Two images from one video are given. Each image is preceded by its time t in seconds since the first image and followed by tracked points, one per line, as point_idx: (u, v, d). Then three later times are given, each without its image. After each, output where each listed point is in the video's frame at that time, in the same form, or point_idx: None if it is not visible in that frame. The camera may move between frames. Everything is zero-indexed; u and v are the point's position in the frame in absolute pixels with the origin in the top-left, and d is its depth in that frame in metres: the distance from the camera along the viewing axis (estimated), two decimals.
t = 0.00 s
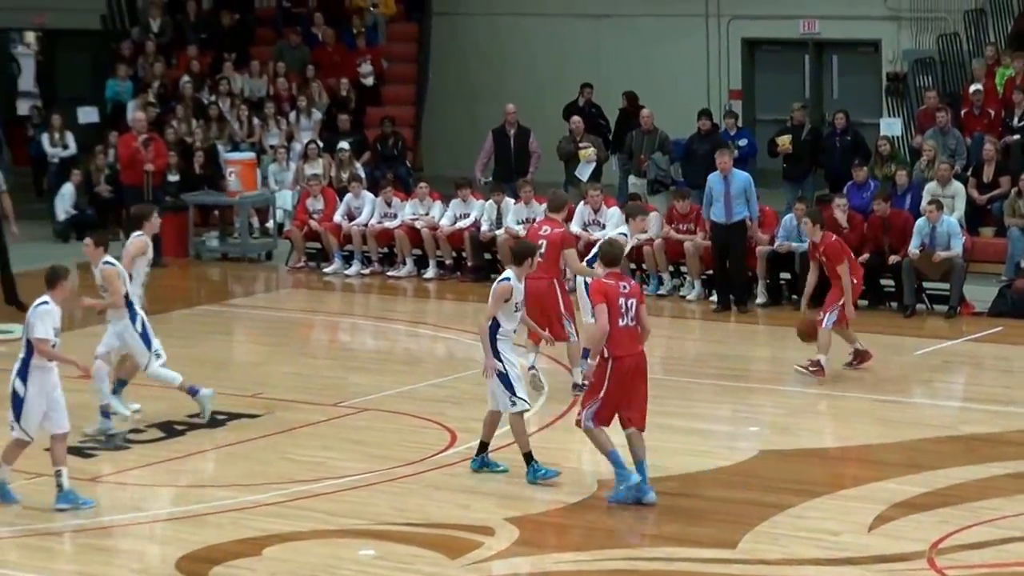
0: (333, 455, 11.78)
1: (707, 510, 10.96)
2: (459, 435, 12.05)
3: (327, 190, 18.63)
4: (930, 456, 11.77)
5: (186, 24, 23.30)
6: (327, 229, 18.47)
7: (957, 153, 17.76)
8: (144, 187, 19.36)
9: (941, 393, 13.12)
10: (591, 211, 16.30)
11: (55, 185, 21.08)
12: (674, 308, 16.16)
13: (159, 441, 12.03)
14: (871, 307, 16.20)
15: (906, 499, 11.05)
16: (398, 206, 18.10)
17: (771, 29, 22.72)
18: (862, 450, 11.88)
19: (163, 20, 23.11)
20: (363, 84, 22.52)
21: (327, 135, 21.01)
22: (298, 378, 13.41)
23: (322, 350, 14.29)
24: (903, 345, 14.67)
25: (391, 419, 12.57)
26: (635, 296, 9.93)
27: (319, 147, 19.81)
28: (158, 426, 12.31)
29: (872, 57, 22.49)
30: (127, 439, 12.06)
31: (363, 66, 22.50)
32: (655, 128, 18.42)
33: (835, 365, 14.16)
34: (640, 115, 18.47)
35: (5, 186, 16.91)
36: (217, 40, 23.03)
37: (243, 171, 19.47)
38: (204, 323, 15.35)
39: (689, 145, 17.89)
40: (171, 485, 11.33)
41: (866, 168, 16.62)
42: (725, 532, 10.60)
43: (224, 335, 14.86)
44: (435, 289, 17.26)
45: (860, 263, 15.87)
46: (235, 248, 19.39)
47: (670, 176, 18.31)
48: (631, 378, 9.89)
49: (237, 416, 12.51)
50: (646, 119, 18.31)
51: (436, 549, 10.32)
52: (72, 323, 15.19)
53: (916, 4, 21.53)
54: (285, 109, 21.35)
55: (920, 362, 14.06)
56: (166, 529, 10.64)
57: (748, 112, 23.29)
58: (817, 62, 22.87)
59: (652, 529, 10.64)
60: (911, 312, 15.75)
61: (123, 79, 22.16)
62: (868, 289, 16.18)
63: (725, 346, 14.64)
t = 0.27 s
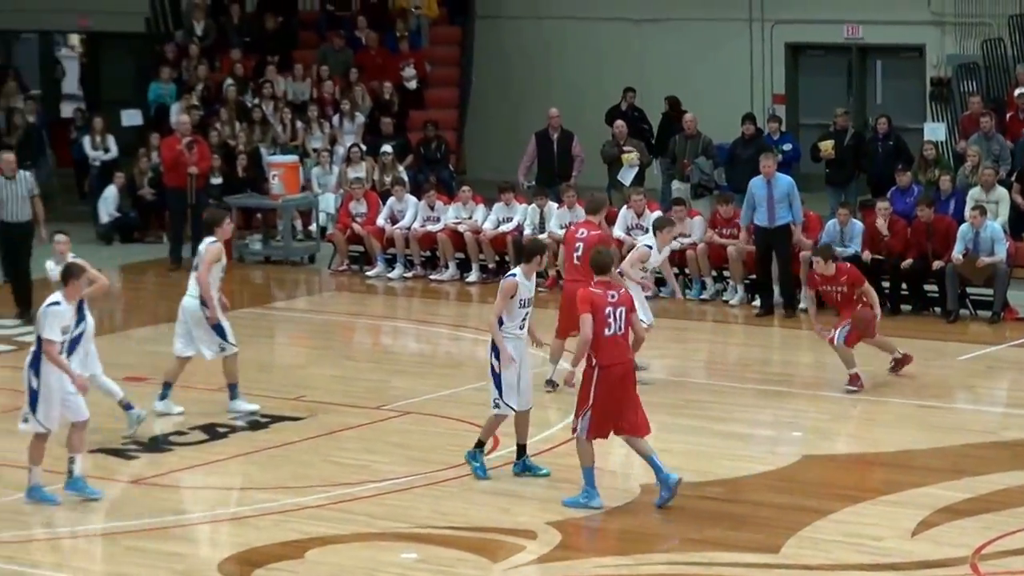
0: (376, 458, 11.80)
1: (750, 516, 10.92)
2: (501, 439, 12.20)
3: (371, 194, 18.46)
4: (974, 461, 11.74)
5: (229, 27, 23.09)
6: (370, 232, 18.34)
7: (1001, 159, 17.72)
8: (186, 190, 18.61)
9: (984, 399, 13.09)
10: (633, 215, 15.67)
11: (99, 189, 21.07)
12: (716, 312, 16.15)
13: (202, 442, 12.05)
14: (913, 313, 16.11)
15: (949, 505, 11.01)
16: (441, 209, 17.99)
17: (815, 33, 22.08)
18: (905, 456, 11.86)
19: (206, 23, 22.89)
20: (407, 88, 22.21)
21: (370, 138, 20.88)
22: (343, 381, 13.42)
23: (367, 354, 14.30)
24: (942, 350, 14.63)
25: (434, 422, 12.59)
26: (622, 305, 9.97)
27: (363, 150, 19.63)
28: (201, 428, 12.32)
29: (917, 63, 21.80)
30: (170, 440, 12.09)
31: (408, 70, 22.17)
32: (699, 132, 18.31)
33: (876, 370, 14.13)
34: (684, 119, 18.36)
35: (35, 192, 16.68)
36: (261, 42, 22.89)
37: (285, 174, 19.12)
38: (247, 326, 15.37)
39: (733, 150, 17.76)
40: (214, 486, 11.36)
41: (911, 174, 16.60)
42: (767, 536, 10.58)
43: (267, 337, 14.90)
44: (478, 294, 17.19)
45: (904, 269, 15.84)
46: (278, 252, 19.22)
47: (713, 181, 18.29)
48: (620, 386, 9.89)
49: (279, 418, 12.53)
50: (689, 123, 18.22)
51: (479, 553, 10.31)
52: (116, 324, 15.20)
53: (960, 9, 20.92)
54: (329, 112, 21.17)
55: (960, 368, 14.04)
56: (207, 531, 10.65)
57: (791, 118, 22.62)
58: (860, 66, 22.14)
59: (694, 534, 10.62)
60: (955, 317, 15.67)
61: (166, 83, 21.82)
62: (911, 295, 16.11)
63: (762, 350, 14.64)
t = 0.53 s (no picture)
0: (427, 462, 11.82)
1: (799, 521, 10.89)
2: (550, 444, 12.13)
3: (420, 197, 18.47)
4: None
5: (280, 31, 23.18)
6: (420, 236, 18.34)
7: None
8: (236, 192, 18.54)
9: None
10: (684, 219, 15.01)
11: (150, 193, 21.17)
12: (766, 316, 16.16)
13: (252, 445, 12.06)
14: (965, 318, 16.04)
15: (999, 510, 10.95)
16: (491, 212, 17.97)
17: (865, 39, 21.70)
18: (954, 462, 11.82)
19: (257, 26, 23.17)
20: (456, 92, 22.03)
21: (420, 141, 20.75)
22: (391, 385, 13.45)
23: (416, 358, 14.33)
24: (988, 356, 14.57)
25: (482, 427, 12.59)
26: (628, 305, 10.11)
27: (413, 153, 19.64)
28: (251, 430, 12.33)
29: (968, 68, 21.37)
30: (220, 443, 12.11)
31: (457, 74, 22.00)
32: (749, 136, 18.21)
33: (924, 376, 14.09)
34: (734, 123, 18.27)
35: (74, 202, 16.58)
36: (312, 45, 23.02)
37: (335, 178, 19.07)
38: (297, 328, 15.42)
39: (783, 155, 17.76)
40: (263, 488, 11.39)
41: (962, 181, 16.72)
42: (815, 541, 10.55)
43: (318, 340, 14.95)
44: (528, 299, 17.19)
45: (955, 275, 15.75)
46: (328, 255, 19.22)
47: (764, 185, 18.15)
48: (620, 385, 10.04)
49: (328, 421, 12.56)
50: (739, 128, 18.11)
51: (529, 556, 10.31)
52: (168, 326, 15.28)
53: (1010, 14, 20.63)
54: (379, 116, 21.16)
55: (1008, 374, 13.98)
56: (257, 533, 10.68)
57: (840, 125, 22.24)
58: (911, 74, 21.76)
59: (743, 539, 10.60)
60: (1005, 323, 15.60)
61: (217, 86, 22.20)
62: (961, 300, 16.04)
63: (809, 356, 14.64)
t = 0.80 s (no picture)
0: (484, 466, 11.84)
1: (855, 525, 10.86)
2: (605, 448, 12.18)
3: (478, 201, 18.34)
4: None
5: (337, 33, 23.26)
6: (477, 240, 18.18)
7: None
8: (294, 195, 18.53)
9: None
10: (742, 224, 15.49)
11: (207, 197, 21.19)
12: (823, 321, 16.17)
13: (309, 447, 12.12)
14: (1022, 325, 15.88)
15: None
16: (548, 216, 17.94)
17: (923, 43, 21.63)
18: (1012, 469, 11.77)
19: (314, 30, 23.01)
20: (514, 96, 22.22)
21: (477, 145, 20.79)
22: (447, 389, 13.48)
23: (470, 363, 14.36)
24: None
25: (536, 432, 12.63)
26: (649, 312, 10.34)
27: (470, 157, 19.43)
28: (307, 433, 12.39)
29: None
30: (276, 445, 12.16)
31: (515, 78, 22.18)
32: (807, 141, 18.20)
33: (980, 381, 14.03)
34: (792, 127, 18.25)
35: (116, 206, 16.23)
36: (369, 49, 23.04)
37: (392, 181, 18.96)
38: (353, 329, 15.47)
39: (840, 159, 17.73)
40: (319, 490, 11.43)
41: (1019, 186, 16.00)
42: (872, 547, 10.51)
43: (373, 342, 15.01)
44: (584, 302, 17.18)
45: (1013, 280, 15.49)
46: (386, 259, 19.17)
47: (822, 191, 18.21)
48: (638, 390, 10.25)
49: (384, 424, 12.61)
50: (797, 132, 18.09)
51: (586, 560, 10.28)
52: (225, 328, 15.36)
53: None
54: (435, 119, 21.15)
55: None
56: (313, 534, 10.72)
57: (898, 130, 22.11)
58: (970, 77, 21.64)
59: (799, 544, 10.56)
60: None
61: (274, 89, 22.15)
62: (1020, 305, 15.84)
63: (863, 361, 14.62)
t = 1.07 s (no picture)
0: (550, 472, 11.87)
1: (920, 531, 10.78)
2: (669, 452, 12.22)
3: (542, 205, 18.50)
4: None
5: (403, 38, 23.43)
6: (541, 244, 18.36)
7: None
8: (359, 199, 18.76)
9: None
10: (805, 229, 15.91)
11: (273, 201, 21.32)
12: (888, 327, 16.17)
13: (373, 450, 12.20)
14: None
15: None
16: (613, 220, 18.02)
17: (989, 49, 21.40)
18: None
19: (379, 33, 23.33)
20: (577, 100, 22.31)
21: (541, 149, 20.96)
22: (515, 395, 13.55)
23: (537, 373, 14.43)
24: None
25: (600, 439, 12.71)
26: (670, 319, 10.25)
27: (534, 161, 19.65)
28: (371, 436, 12.48)
29: None
30: (340, 448, 12.24)
31: (579, 82, 22.27)
32: (872, 146, 18.17)
33: None
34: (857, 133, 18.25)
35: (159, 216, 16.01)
36: (435, 53, 23.07)
37: (456, 186, 19.12)
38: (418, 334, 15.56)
39: (905, 164, 17.74)
40: (383, 492, 11.47)
41: None
42: (936, 552, 10.44)
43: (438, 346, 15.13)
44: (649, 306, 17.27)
45: None
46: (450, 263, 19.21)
47: (888, 197, 18.06)
48: (661, 398, 10.12)
49: (449, 428, 12.68)
50: (863, 137, 18.08)
51: (648, 564, 10.23)
52: (292, 331, 15.52)
53: None
54: (500, 123, 21.23)
55: None
56: (376, 538, 10.71)
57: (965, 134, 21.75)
58: None
59: (862, 549, 10.50)
60: None
61: (339, 93, 22.46)
62: None
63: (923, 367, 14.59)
